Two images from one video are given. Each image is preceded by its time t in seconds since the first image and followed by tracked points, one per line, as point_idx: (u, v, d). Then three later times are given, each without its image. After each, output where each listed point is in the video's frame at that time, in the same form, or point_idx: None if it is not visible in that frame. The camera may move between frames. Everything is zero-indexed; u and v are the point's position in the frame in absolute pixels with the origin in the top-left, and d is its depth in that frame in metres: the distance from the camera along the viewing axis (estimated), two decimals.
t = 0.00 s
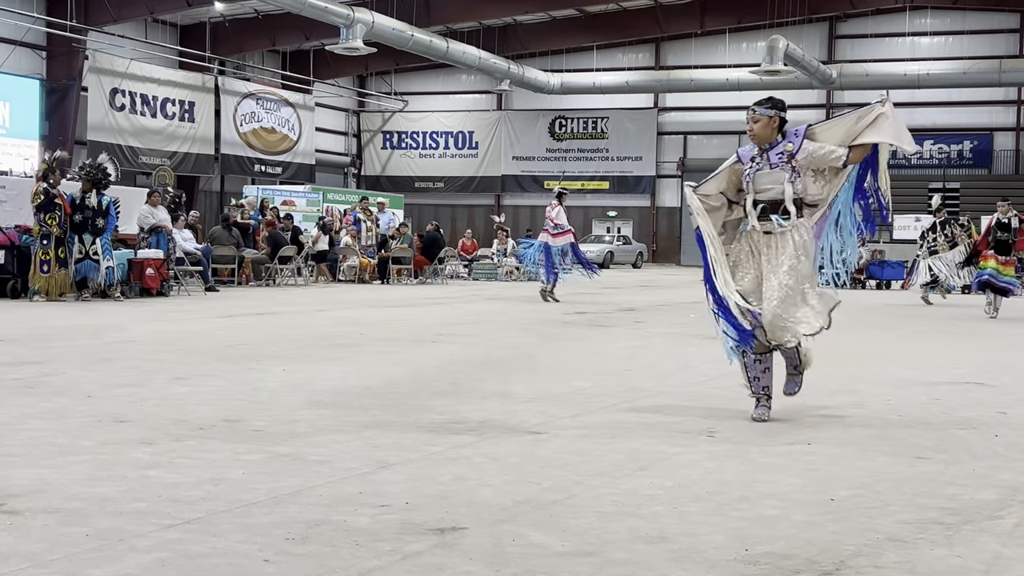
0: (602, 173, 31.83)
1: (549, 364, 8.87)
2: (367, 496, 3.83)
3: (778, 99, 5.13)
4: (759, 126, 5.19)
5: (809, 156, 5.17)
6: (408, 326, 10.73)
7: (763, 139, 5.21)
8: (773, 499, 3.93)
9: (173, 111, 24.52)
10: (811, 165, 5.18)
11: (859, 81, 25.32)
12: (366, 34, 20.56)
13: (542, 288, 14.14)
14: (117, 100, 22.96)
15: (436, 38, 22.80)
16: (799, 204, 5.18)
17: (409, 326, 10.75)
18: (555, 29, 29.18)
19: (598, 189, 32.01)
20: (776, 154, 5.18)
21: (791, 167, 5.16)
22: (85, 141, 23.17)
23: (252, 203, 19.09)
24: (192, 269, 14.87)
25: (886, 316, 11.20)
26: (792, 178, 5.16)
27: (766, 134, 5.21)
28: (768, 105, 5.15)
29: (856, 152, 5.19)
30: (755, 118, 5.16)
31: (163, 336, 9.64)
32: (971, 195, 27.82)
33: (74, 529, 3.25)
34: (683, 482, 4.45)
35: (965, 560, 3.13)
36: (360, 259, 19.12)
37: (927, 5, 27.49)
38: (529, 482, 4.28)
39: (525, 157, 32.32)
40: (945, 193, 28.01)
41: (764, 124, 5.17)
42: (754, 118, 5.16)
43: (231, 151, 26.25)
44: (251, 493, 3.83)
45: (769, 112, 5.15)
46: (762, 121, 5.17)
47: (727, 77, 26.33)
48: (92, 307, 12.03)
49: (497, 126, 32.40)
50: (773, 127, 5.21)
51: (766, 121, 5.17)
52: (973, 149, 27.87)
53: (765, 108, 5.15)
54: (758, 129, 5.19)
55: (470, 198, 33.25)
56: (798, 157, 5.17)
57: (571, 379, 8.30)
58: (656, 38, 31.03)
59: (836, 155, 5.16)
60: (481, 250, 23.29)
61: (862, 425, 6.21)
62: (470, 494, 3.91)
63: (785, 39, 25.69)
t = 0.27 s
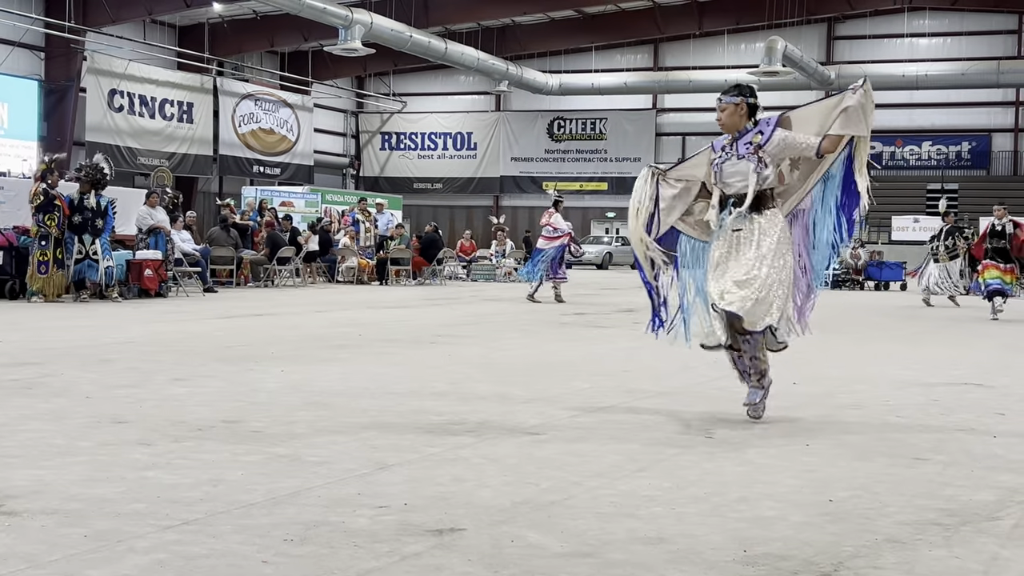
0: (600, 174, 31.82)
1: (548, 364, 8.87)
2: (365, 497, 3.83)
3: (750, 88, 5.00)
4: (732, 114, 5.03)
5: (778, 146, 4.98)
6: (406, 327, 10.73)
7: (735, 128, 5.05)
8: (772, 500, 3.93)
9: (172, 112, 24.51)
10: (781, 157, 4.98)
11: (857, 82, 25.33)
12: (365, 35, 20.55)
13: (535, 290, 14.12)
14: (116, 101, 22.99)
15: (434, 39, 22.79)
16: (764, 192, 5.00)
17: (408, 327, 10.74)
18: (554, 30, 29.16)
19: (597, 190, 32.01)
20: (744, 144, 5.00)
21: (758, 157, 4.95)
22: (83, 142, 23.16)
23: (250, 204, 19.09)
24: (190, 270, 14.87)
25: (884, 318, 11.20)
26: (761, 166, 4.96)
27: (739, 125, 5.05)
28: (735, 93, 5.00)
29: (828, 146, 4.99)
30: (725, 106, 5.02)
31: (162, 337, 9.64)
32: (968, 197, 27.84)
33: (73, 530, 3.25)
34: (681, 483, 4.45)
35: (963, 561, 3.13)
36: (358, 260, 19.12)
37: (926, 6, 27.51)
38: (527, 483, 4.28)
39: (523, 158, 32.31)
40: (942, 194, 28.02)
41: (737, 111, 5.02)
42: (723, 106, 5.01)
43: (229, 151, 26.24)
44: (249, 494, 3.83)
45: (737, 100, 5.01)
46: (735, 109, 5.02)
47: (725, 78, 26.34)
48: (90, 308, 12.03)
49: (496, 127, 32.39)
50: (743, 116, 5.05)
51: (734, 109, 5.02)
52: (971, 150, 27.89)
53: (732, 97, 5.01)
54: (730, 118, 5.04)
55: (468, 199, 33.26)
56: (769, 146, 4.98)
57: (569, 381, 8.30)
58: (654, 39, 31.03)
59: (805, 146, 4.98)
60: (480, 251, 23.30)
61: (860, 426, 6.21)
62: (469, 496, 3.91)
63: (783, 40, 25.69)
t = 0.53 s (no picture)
0: (599, 175, 31.78)
1: (547, 367, 8.86)
2: (364, 498, 3.83)
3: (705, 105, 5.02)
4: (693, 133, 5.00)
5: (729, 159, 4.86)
6: (404, 329, 10.72)
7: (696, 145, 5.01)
8: (771, 501, 3.93)
9: (170, 113, 24.49)
10: (731, 175, 4.86)
11: (856, 83, 25.30)
12: (363, 36, 20.53)
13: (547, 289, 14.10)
14: (114, 102, 22.96)
15: (433, 41, 22.78)
16: (720, 214, 4.91)
17: (406, 329, 10.73)
18: (552, 31, 29.12)
19: (595, 191, 31.98)
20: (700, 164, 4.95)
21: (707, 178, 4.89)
22: (81, 143, 23.13)
23: (247, 206, 19.05)
24: (188, 271, 14.84)
25: (883, 320, 11.20)
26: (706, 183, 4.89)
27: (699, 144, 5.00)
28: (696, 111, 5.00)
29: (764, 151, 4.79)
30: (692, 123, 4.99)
31: (161, 338, 9.64)
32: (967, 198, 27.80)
33: (71, 531, 3.25)
34: (680, 484, 4.45)
35: (961, 562, 3.13)
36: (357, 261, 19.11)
37: (924, 8, 27.54)
38: (526, 484, 4.28)
39: (522, 159, 32.27)
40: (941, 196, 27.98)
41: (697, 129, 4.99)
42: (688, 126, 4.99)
43: (227, 153, 26.23)
44: (248, 495, 3.83)
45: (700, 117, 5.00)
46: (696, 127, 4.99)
47: (724, 79, 26.32)
48: (89, 309, 12.02)
49: (495, 128, 32.36)
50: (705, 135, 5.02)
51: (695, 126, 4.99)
52: (970, 151, 27.88)
53: (693, 114, 5.00)
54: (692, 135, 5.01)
55: (467, 200, 33.25)
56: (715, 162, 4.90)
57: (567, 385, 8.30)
58: (653, 40, 31.02)
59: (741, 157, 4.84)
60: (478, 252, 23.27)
61: (858, 428, 6.21)
62: (467, 497, 3.91)
63: (782, 42, 25.67)
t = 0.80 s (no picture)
0: (596, 178, 31.73)
1: (544, 369, 8.87)
2: (360, 501, 3.83)
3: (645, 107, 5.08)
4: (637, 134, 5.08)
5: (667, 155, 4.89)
6: (401, 331, 10.72)
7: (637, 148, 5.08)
8: (767, 504, 3.94)
9: (167, 115, 24.47)
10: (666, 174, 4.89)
11: (853, 86, 25.32)
12: (360, 39, 20.53)
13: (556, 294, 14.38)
14: (111, 104, 22.92)
15: (430, 43, 22.79)
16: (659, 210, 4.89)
17: (403, 331, 10.73)
18: (549, 33, 29.06)
19: (592, 194, 31.94)
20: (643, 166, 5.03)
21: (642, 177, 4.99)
22: (78, 144, 23.10)
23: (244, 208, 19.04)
24: (184, 273, 14.82)
25: (880, 322, 11.21)
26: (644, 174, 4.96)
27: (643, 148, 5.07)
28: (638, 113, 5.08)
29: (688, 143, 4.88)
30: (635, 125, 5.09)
31: (157, 340, 9.63)
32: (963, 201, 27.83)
33: (67, 534, 3.25)
34: (676, 487, 4.45)
35: (958, 565, 3.14)
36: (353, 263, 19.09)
37: (920, 11, 27.60)
38: (522, 486, 4.28)
39: (519, 161, 32.27)
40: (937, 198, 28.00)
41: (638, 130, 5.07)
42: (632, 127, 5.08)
43: (224, 155, 26.20)
44: (244, 498, 3.83)
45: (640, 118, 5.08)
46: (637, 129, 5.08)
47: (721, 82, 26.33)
48: (85, 311, 12.00)
49: (491, 130, 32.34)
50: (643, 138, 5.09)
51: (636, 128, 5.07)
52: (966, 154, 27.91)
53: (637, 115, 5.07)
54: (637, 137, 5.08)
55: (464, 203, 33.26)
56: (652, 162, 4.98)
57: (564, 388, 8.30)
58: (650, 43, 31.04)
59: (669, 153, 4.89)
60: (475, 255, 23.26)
61: (855, 431, 6.22)
62: (464, 499, 3.90)
63: (779, 45, 25.69)
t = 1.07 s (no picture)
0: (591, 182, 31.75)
1: (538, 373, 8.86)
2: (354, 503, 3.82)
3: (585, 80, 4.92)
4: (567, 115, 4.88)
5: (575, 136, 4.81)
6: (396, 333, 10.71)
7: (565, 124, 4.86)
8: (761, 507, 3.93)
9: (162, 116, 24.46)
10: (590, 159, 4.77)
11: (846, 90, 25.38)
12: (356, 41, 20.52)
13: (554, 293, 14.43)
14: (105, 106, 22.88)
15: (424, 46, 22.77)
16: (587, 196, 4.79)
17: (397, 333, 10.72)
18: (544, 36, 29.02)
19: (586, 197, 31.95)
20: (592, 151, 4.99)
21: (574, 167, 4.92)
22: (72, 147, 23.09)
23: (239, 210, 19.02)
24: (179, 276, 14.81)
25: (874, 326, 11.23)
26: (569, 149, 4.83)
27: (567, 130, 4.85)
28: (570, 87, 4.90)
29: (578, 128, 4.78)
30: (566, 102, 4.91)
31: (151, 342, 9.62)
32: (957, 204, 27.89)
33: (61, 536, 3.24)
34: (670, 490, 4.46)
35: (952, 568, 3.14)
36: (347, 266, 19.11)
37: (915, 15, 27.67)
38: (516, 489, 4.28)
39: (513, 164, 32.28)
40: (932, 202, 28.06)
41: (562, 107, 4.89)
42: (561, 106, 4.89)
43: (219, 157, 26.19)
44: (238, 500, 3.82)
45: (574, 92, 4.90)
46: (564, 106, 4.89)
47: (715, 85, 26.38)
48: (80, 313, 11.98)
49: (486, 133, 32.36)
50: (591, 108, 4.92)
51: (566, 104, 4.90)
52: (960, 157, 27.98)
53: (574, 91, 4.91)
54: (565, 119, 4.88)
55: (458, 205, 33.31)
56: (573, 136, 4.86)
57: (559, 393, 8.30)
58: (644, 46, 31.09)
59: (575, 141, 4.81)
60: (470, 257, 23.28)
61: (848, 435, 6.21)
62: (458, 502, 3.90)
63: (773, 48, 25.74)
